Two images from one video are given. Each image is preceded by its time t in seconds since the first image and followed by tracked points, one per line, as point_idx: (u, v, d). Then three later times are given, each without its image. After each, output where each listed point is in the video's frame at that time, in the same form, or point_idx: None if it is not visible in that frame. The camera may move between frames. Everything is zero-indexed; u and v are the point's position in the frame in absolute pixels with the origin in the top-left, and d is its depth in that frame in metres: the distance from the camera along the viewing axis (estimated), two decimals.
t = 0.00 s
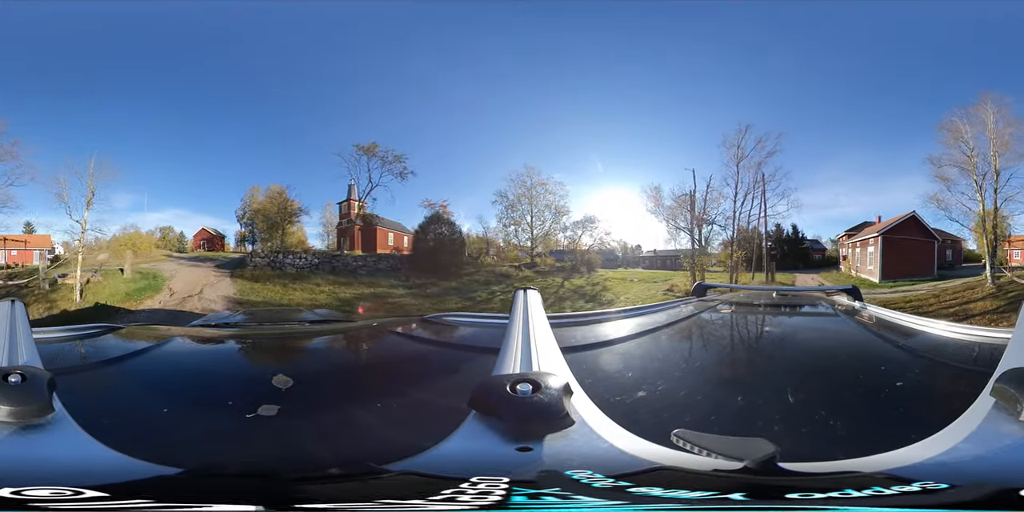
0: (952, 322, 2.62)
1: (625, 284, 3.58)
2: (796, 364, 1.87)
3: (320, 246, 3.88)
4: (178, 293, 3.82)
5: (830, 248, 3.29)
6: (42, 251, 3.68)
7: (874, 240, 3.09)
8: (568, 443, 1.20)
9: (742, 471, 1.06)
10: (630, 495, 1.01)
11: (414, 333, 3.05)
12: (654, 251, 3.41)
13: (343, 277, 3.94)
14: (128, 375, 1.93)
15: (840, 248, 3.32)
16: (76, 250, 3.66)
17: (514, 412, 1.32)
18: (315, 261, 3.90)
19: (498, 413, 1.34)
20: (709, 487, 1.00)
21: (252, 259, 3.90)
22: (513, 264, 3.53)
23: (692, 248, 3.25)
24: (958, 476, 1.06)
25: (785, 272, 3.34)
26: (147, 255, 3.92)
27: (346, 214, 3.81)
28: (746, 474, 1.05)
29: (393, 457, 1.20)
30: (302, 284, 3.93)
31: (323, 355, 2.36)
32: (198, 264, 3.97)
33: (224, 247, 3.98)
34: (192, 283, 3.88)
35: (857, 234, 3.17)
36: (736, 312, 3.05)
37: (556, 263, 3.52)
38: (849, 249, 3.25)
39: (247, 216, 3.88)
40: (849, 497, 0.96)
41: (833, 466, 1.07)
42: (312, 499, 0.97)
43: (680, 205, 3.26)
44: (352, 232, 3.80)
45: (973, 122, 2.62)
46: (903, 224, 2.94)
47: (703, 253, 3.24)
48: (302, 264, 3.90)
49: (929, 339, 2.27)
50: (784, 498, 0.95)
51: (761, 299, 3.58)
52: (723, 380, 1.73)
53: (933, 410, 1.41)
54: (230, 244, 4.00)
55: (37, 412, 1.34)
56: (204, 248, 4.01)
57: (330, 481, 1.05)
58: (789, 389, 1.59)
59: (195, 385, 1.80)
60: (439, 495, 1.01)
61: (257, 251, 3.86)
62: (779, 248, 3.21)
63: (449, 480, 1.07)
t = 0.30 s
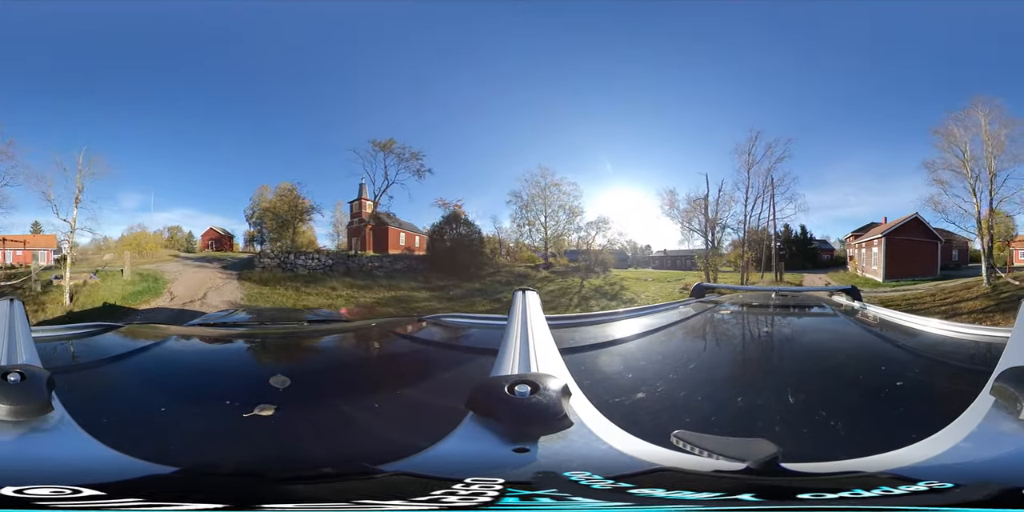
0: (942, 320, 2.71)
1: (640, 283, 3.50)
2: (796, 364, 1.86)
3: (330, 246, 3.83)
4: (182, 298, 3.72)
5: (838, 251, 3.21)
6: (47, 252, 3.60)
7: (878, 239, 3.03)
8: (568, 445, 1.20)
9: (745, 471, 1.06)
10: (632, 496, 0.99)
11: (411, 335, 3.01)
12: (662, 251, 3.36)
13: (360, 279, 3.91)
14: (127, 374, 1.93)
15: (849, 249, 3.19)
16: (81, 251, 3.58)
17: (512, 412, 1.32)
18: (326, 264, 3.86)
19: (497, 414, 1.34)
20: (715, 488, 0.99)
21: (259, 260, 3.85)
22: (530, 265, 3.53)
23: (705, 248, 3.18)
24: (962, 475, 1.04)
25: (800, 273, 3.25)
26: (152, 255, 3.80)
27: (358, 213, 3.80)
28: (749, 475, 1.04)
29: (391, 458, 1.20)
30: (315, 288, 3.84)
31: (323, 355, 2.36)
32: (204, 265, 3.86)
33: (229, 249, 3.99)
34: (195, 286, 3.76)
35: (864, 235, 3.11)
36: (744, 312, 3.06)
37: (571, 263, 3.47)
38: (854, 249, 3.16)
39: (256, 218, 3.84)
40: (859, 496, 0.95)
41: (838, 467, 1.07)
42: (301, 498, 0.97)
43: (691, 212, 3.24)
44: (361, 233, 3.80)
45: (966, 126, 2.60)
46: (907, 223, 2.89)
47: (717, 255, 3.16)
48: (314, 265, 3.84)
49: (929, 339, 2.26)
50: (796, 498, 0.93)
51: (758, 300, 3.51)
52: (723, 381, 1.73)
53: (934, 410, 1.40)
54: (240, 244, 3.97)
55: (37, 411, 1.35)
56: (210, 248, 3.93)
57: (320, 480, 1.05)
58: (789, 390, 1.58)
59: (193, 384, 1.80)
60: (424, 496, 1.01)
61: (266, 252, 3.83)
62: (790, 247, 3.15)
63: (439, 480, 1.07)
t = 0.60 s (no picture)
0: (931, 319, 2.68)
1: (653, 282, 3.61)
2: (795, 365, 1.85)
3: (336, 245, 4.29)
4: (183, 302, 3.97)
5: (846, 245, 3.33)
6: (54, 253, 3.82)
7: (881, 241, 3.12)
8: (566, 446, 1.20)
9: (746, 472, 1.05)
10: (632, 497, 0.98)
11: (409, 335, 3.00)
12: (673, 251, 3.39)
13: (380, 282, 4.27)
14: (126, 374, 1.93)
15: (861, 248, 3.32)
16: (87, 252, 3.86)
17: (511, 413, 1.32)
18: (344, 265, 4.30)
19: (496, 414, 1.34)
20: (718, 489, 0.98)
21: (270, 261, 4.25)
22: (545, 265, 3.74)
23: (718, 249, 3.16)
24: (967, 474, 1.03)
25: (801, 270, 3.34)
26: (158, 255, 4.17)
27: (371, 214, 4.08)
28: (750, 476, 1.04)
29: (389, 458, 1.20)
30: (335, 292, 4.19)
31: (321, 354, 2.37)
32: (212, 266, 4.30)
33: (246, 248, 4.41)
34: (202, 290, 4.04)
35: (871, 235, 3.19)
36: (753, 312, 3.06)
37: (585, 263, 3.70)
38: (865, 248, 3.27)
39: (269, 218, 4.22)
40: (868, 496, 0.94)
41: (840, 468, 1.06)
42: (298, 498, 0.97)
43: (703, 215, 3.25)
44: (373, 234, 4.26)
45: (960, 129, 2.60)
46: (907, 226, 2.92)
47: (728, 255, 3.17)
48: (329, 266, 4.27)
49: (929, 340, 2.25)
50: (808, 499, 0.93)
51: (757, 301, 3.44)
52: (722, 382, 1.73)
53: (935, 410, 1.39)
54: (248, 244, 4.34)
55: (37, 411, 1.35)
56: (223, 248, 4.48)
57: (316, 480, 1.05)
58: (789, 391, 1.58)
59: (193, 384, 1.80)
60: (414, 496, 1.00)
61: (277, 251, 4.22)
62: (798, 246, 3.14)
63: (431, 480, 1.07)
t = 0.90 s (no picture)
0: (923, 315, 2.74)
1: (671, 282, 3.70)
2: (794, 365, 1.86)
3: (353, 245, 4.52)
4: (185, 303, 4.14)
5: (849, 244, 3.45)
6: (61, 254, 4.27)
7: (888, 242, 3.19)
8: (565, 446, 1.20)
9: (748, 472, 1.05)
10: (633, 498, 0.98)
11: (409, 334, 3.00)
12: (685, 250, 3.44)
13: (402, 283, 4.47)
14: (127, 373, 1.93)
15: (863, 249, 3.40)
16: (97, 254, 4.33)
17: (511, 414, 1.32)
18: (362, 266, 4.46)
19: (495, 415, 1.33)
20: (720, 489, 0.98)
21: (285, 261, 4.42)
22: (562, 265, 4.13)
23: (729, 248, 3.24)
24: (968, 474, 1.03)
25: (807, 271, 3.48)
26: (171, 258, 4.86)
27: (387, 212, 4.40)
28: (750, 476, 1.04)
29: (388, 459, 1.19)
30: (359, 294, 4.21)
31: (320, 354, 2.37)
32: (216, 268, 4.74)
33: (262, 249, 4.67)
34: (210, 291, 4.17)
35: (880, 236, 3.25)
36: (762, 312, 3.02)
37: (599, 263, 4.10)
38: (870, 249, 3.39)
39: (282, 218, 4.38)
40: (872, 496, 0.94)
41: (841, 468, 1.06)
42: (297, 497, 0.97)
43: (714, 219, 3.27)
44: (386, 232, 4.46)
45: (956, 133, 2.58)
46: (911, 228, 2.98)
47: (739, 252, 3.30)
48: (346, 268, 4.38)
49: (928, 339, 2.25)
50: (813, 499, 0.92)
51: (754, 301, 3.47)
52: (721, 382, 1.73)
53: (934, 409, 1.39)
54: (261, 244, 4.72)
55: (36, 410, 1.35)
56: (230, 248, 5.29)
57: (314, 481, 1.04)
58: (788, 391, 1.58)
59: (192, 384, 1.79)
60: (411, 497, 1.00)
61: (288, 251, 4.34)
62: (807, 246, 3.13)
63: (427, 480, 1.07)
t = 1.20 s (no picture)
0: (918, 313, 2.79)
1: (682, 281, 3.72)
2: (793, 365, 1.86)
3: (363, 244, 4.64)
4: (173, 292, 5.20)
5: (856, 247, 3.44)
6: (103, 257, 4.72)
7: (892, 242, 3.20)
8: (564, 446, 1.20)
9: (745, 472, 1.05)
10: (628, 497, 0.98)
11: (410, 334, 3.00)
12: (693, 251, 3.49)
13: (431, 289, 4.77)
14: (129, 373, 1.94)
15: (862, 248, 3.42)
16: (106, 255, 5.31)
17: (510, 414, 1.32)
18: (377, 267, 6.09)
19: (495, 414, 1.34)
20: (716, 489, 0.99)
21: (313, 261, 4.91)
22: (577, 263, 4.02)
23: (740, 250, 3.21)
24: (966, 474, 1.04)
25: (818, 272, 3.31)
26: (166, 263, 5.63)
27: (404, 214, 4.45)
28: (748, 475, 1.04)
29: (388, 458, 1.20)
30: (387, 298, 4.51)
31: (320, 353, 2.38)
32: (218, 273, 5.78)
33: (298, 249, 6.02)
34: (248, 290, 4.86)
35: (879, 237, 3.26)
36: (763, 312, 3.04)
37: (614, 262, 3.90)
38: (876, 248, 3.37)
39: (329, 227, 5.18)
40: (867, 496, 0.94)
41: (839, 467, 1.06)
42: (298, 498, 0.97)
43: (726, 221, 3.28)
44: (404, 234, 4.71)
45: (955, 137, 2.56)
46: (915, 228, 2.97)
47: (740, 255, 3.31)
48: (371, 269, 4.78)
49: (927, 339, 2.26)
50: (807, 499, 0.93)
51: (757, 301, 3.47)
52: (720, 382, 1.73)
53: (934, 410, 1.39)
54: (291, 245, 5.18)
55: (38, 410, 1.36)
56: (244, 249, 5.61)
57: (314, 480, 1.05)
58: (787, 391, 1.58)
59: (192, 384, 1.80)
60: (411, 496, 1.00)
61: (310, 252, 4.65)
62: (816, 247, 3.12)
63: (428, 480, 1.07)
